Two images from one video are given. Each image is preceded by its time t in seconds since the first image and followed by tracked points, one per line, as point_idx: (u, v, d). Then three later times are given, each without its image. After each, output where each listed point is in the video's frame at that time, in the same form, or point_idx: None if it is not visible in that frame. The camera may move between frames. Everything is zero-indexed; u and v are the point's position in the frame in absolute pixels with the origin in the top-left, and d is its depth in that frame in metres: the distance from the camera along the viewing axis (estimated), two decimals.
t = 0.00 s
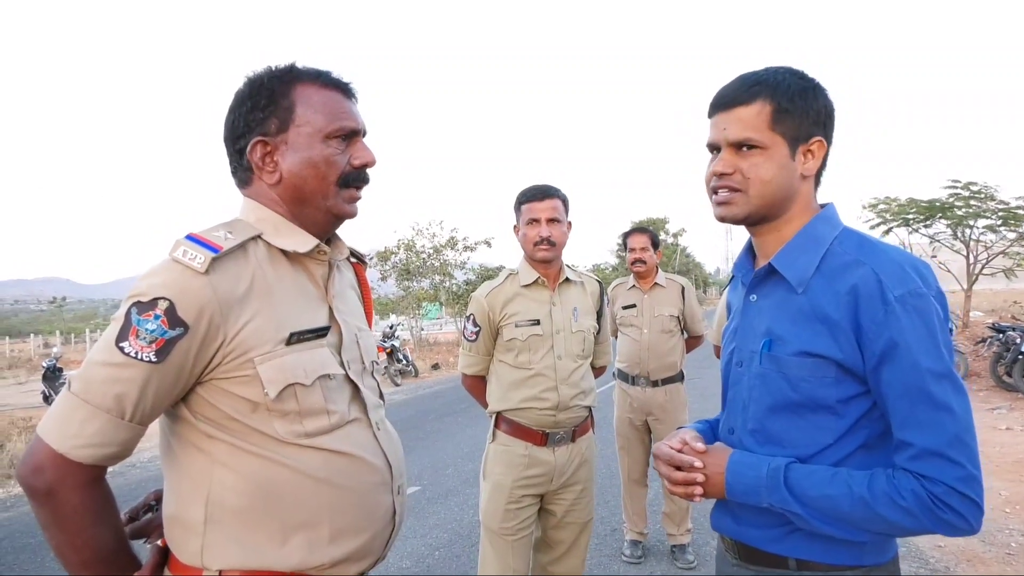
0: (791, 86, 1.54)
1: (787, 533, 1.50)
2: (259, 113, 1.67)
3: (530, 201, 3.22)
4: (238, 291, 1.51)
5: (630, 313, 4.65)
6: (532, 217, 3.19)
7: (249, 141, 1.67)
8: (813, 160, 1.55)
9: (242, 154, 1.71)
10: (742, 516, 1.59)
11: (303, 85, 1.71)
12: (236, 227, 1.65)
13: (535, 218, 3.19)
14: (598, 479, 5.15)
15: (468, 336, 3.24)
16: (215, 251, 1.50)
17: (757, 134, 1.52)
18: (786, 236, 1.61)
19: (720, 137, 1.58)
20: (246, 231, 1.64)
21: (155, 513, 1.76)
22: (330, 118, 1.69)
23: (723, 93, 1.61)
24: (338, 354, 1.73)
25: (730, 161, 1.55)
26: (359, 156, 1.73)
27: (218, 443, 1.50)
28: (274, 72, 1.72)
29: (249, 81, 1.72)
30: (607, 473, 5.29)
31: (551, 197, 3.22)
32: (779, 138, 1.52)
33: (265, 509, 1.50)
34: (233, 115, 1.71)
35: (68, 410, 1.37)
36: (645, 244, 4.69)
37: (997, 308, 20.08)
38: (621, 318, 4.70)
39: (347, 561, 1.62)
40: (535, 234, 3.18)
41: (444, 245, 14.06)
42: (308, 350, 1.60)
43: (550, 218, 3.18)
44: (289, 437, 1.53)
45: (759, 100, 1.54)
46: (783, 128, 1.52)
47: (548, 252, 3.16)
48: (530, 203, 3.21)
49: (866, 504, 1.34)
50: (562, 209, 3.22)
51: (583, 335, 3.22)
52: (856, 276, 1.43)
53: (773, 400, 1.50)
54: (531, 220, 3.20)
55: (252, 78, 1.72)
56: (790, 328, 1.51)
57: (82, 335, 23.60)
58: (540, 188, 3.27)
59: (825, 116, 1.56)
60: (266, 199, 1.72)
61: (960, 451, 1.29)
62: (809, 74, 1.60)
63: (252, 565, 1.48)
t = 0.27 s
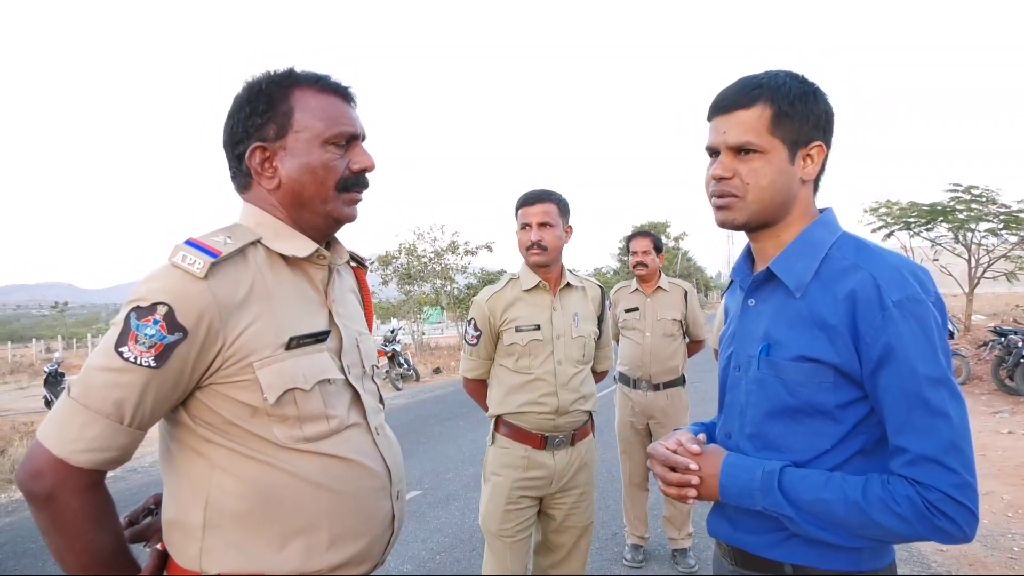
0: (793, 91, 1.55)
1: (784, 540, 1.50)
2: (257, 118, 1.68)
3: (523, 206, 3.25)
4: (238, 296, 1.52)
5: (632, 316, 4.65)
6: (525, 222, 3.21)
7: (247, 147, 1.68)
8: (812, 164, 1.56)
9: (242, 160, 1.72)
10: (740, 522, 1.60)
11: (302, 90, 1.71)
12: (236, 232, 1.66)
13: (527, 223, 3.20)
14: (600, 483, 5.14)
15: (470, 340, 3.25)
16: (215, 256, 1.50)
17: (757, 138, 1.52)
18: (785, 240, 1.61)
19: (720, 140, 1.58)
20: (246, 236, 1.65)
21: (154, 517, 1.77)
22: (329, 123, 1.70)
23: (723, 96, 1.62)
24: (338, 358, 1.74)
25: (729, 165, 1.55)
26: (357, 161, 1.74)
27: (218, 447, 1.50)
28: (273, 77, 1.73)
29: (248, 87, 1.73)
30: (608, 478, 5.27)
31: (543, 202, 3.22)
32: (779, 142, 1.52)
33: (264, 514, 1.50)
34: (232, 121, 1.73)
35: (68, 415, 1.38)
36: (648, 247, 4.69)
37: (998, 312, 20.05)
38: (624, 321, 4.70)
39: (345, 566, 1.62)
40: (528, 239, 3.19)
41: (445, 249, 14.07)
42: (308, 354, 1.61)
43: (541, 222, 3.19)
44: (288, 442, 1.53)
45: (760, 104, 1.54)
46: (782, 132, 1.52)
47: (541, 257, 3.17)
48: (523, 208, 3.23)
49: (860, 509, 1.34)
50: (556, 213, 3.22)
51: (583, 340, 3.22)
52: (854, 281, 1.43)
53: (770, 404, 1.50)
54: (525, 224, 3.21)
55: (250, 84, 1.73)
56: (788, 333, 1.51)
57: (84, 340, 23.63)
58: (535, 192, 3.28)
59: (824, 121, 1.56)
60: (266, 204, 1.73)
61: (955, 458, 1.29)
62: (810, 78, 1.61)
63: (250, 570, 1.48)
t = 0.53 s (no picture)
0: (784, 91, 1.55)
1: (784, 542, 1.50)
2: (256, 121, 1.68)
3: (514, 206, 3.29)
4: (237, 298, 1.52)
5: (635, 317, 4.65)
6: (515, 221, 3.25)
7: (246, 149, 1.69)
8: (808, 164, 1.55)
9: (240, 162, 1.72)
10: (740, 524, 1.59)
11: (300, 92, 1.72)
12: (235, 234, 1.66)
13: (518, 222, 3.24)
14: (601, 484, 5.14)
15: (465, 344, 3.24)
16: (214, 258, 1.51)
17: (749, 139, 1.52)
18: (784, 241, 1.61)
19: (713, 143, 1.59)
20: (245, 238, 1.65)
21: (155, 518, 1.77)
22: (328, 125, 1.70)
23: (716, 99, 1.62)
24: (339, 360, 1.74)
25: (722, 167, 1.56)
26: (357, 162, 1.74)
27: (217, 449, 1.50)
28: (271, 79, 1.73)
29: (246, 89, 1.73)
30: (609, 479, 5.27)
31: (534, 202, 3.27)
32: (771, 142, 1.52)
33: (264, 515, 1.50)
34: (230, 124, 1.73)
35: (67, 418, 1.38)
36: (649, 248, 4.68)
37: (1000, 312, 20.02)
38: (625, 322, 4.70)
39: (345, 568, 1.62)
40: (517, 239, 3.22)
41: (447, 250, 14.08)
42: (308, 356, 1.61)
43: (531, 221, 3.22)
44: (288, 443, 1.53)
45: (751, 105, 1.54)
46: (774, 133, 1.52)
47: (531, 255, 3.18)
48: (513, 208, 3.27)
49: (859, 510, 1.33)
50: (546, 213, 3.25)
51: (580, 339, 3.22)
52: (853, 281, 1.43)
53: (769, 406, 1.50)
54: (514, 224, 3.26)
55: (248, 86, 1.73)
56: (787, 334, 1.51)
57: (86, 342, 23.67)
58: (525, 192, 3.32)
59: (818, 120, 1.56)
60: (266, 205, 1.73)
61: (954, 459, 1.29)
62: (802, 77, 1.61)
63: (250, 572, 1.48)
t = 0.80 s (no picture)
0: (777, 90, 1.54)
1: (786, 542, 1.49)
2: (254, 121, 1.68)
3: (502, 204, 3.26)
4: (236, 298, 1.51)
5: (635, 317, 4.64)
6: (504, 219, 3.21)
7: (244, 150, 1.68)
8: (804, 162, 1.55)
9: (239, 162, 1.72)
10: (741, 525, 1.59)
11: (298, 92, 1.71)
12: (235, 234, 1.66)
13: (507, 221, 3.21)
14: (602, 484, 5.14)
15: (449, 344, 3.25)
16: (213, 257, 1.50)
17: (742, 141, 1.52)
18: (784, 241, 1.61)
19: (707, 146, 1.59)
20: (245, 237, 1.64)
21: (155, 519, 1.76)
22: (327, 124, 1.69)
23: (709, 101, 1.62)
24: (338, 359, 1.74)
25: (718, 170, 1.55)
26: (356, 162, 1.74)
27: (217, 449, 1.50)
28: (270, 78, 1.73)
29: (244, 89, 1.72)
30: (610, 479, 5.26)
31: (523, 199, 3.24)
32: (766, 142, 1.52)
33: (265, 516, 1.50)
34: (229, 124, 1.72)
35: (67, 418, 1.37)
36: (650, 247, 4.67)
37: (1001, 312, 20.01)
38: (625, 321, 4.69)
39: (346, 569, 1.61)
40: (506, 237, 3.20)
41: (447, 250, 14.08)
42: (307, 356, 1.61)
43: (521, 219, 3.20)
44: (288, 444, 1.53)
45: (744, 106, 1.54)
46: (768, 133, 1.52)
47: (520, 253, 3.17)
48: (502, 206, 3.24)
49: (860, 510, 1.33)
50: (535, 211, 3.24)
51: (565, 338, 3.21)
52: (853, 281, 1.42)
53: (769, 406, 1.50)
54: (503, 222, 3.23)
55: (246, 87, 1.73)
56: (787, 334, 1.50)
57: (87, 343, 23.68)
58: (511, 191, 3.30)
59: (813, 118, 1.55)
60: (265, 206, 1.73)
61: (956, 460, 1.28)
62: (795, 75, 1.60)
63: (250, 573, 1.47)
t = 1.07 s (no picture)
0: (767, 95, 1.52)
1: (790, 542, 1.49)
2: (255, 120, 1.67)
3: (487, 203, 3.24)
4: (238, 297, 1.51)
5: (636, 317, 4.63)
6: (490, 219, 3.20)
7: (245, 149, 1.68)
8: (799, 166, 1.53)
9: (240, 161, 1.71)
10: (745, 525, 1.58)
11: (300, 91, 1.71)
12: (236, 232, 1.65)
13: (493, 220, 3.20)
14: (603, 484, 5.13)
15: (434, 346, 3.24)
16: (214, 256, 1.50)
17: (731, 151, 1.52)
18: (786, 242, 1.60)
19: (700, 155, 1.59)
20: (246, 236, 1.64)
21: (156, 519, 1.76)
22: (328, 124, 1.69)
23: (702, 109, 1.62)
24: (340, 359, 1.73)
25: (711, 180, 1.57)
26: (358, 162, 1.73)
27: (219, 449, 1.49)
28: (271, 78, 1.72)
29: (246, 88, 1.72)
30: (610, 479, 5.25)
31: (508, 198, 3.24)
32: (756, 150, 1.51)
33: (266, 516, 1.49)
34: (230, 123, 1.72)
35: (68, 417, 1.37)
36: (650, 247, 4.66)
37: (1002, 312, 20.00)
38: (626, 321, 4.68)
39: (347, 569, 1.60)
40: (493, 236, 3.20)
41: (448, 250, 14.07)
42: (309, 355, 1.60)
43: (508, 218, 3.19)
44: (289, 443, 1.53)
45: (732, 114, 1.54)
46: (759, 140, 1.51)
47: (509, 252, 3.18)
48: (487, 205, 3.22)
49: (864, 509, 1.32)
50: (521, 210, 3.24)
51: (549, 337, 3.21)
52: (861, 281, 1.42)
53: (774, 406, 1.49)
54: (490, 222, 3.21)
55: (248, 86, 1.72)
56: (793, 334, 1.50)
57: (88, 342, 23.68)
58: (495, 190, 3.28)
59: (807, 119, 1.53)
60: (266, 205, 1.72)
61: (962, 460, 1.28)
62: (788, 76, 1.57)
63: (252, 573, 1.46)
